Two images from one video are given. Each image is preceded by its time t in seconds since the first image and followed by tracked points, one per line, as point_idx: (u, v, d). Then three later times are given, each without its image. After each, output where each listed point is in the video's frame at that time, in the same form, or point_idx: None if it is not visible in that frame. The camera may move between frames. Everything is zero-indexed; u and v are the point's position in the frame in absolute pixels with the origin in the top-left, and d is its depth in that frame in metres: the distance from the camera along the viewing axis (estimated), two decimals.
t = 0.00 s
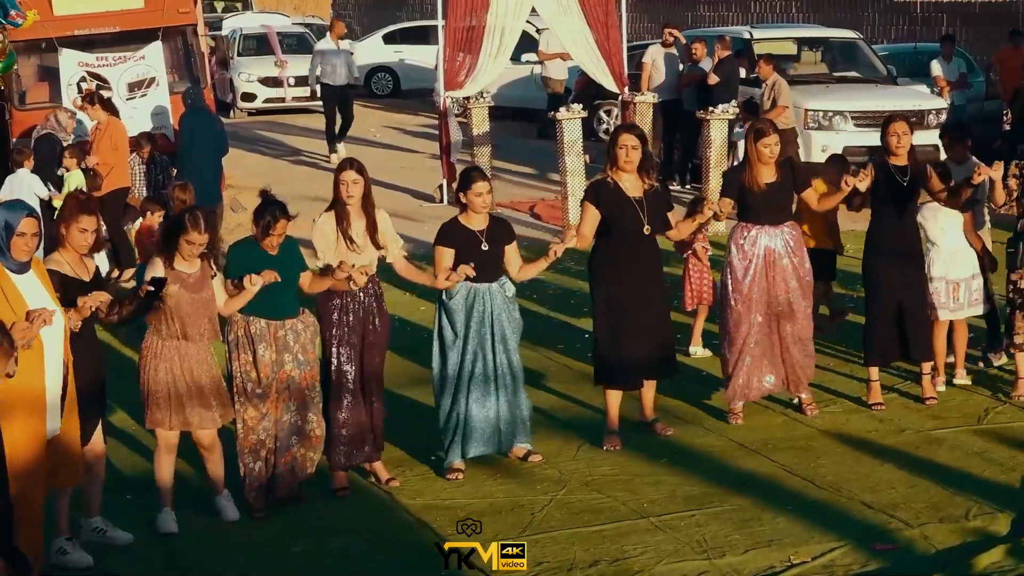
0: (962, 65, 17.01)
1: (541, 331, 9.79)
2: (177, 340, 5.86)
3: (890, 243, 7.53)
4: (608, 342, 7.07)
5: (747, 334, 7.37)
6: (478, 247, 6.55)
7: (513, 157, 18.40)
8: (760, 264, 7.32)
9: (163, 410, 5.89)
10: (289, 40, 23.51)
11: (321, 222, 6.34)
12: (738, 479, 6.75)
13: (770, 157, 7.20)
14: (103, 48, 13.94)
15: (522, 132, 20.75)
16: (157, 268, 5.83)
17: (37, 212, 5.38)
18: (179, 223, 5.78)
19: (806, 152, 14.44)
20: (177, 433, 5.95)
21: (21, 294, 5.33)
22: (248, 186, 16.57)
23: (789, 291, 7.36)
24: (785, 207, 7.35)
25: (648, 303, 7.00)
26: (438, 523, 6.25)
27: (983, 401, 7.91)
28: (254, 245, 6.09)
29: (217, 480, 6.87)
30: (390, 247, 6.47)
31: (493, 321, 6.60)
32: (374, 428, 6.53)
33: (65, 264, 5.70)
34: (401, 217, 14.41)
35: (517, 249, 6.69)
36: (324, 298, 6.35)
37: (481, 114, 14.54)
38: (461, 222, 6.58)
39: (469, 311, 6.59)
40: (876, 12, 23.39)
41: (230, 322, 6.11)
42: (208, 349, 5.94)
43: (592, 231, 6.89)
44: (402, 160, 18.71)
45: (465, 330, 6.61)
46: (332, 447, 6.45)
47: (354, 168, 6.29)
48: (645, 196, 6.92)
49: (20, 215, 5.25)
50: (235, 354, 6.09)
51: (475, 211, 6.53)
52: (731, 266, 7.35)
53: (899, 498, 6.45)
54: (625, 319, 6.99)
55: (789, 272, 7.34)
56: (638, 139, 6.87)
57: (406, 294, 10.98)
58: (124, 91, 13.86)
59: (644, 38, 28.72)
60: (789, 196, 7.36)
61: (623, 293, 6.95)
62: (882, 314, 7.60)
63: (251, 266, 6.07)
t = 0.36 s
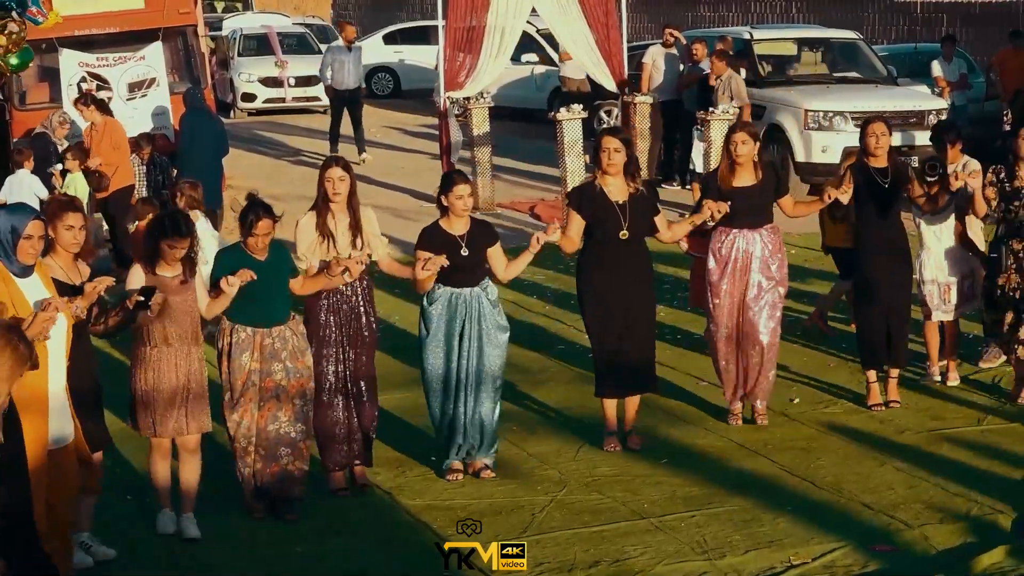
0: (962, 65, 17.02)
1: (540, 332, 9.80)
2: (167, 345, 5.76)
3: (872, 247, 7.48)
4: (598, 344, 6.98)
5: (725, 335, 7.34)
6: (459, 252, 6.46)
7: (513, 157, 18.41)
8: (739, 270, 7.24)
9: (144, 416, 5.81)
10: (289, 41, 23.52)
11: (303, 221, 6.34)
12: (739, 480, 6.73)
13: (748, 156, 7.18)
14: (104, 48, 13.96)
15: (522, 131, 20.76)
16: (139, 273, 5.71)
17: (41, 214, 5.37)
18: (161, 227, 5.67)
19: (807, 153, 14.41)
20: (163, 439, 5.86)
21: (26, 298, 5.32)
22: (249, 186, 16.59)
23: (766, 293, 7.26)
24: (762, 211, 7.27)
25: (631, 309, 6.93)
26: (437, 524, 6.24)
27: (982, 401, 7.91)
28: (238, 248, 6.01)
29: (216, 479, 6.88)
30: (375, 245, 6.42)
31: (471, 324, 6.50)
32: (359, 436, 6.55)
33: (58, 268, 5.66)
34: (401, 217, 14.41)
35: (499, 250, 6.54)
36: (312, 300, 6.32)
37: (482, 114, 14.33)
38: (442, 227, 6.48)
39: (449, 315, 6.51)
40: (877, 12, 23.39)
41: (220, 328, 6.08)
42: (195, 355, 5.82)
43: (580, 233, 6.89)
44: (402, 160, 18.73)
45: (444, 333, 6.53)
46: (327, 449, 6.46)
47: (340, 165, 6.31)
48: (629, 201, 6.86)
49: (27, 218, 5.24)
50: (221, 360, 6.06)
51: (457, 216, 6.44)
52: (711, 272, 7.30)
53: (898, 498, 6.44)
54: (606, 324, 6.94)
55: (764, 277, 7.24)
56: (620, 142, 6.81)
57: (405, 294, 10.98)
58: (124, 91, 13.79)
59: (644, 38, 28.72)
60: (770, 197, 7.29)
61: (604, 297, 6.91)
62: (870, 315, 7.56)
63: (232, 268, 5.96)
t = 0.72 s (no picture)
0: (960, 64, 17.02)
1: (539, 331, 9.80)
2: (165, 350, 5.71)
3: (859, 251, 7.50)
4: (596, 347, 6.95)
5: (721, 335, 7.31)
6: (456, 254, 6.47)
7: (511, 156, 18.41)
8: (734, 272, 7.23)
9: (140, 423, 5.76)
10: (287, 40, 23.52)
11: (298, 224, 6.30)
12: (736, 479, 6.73)
13: (736, 159, 7.12)
14: (101, 47, 13.97)
15: (520, 130, 20.75)
16: (135, 279, 5.76)
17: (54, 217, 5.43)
18: (158, 230, 5.72)
19: (805, 152, 14.39)
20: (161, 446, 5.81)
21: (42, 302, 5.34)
22: (248, 186, 16.59)
23: (762, 293, 7.25)
24: (755, 213, 7.24)
25: (627, 313, 6.92)
26: (435, 523, 6.24)
27: (980, 400, 7.91)
28: (235, 254, 6.01)
29: (215, 479, 6.89)
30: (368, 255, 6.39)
31: (471, 326, 6.47)
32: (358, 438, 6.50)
33: (64, 272, 5.73)
34: (399, 217, 14.41)
35: (491, 257, 6.64)
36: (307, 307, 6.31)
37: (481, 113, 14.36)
38: (437, 231, 6.49)
39: (449, 317, 6.48)
40: (875, 10, 23.38)
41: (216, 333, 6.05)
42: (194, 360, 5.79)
43: (571, 239, 6.94)
44: (401, 159, 18.73)
45: (445, 334, 6.50)
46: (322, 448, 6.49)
47: (335, 170, 6.29)
48: (620, 204, 6.84)
49: (40, 220, 5.31)
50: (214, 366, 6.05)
51: (451, 220, 6.45)
52: (703, 269, 7.29)
53: (896, 497, 6.44)
54: (600, 327, 6.92)
55: (758, 278, 7.24)
56: (613, 144, 6.80)
57: (402, 292, 10.97)
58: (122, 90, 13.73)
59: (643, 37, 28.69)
60: (764, 199, 7.28)
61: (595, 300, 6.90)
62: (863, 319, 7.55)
63: (229, 273, 5.98)
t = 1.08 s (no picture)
0: (960, 64, 17.02)
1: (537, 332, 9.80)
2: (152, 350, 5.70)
3: (848, 251, 7.45)
4: (581, 351, 6.87)
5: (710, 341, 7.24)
6: (437, 254, 6.41)
7: (511, 157, 18.41)
8: (720, 275, 7.18)
9: (130, 425, 5.71)
10: (287, 40, 23.53)
11: (278, 226, 6.25)
12: (734, 479, 6.74)
13: (718, 158, 7.09)
14: (101, 48, 13.98)
15: (520, 130, 20.76)
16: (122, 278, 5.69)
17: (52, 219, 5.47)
18: (142, 232, 5.66)
19: (804, 152, 14.37)
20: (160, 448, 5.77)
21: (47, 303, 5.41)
22: (247, 186, 16.60)
23: (749, 301, 7.24)
24: (734, 216, 7.18)
25: (602, 316, 6.86)
26: (434, 523, 6.24)
27: (980, 401, 7.91)
28: (214, 255, 5.95)
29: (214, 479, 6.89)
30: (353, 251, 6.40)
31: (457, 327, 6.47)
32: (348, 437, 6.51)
33: (59, 271, 5.62)
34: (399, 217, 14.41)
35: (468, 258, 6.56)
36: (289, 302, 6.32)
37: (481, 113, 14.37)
38: (414, 231, 6.43)
39: (434, 318, 6.43)
40: (875, 11, 23.38)
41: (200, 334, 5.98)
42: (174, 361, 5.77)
43: (545, 239, 6.80)
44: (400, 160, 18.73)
45: (432, 335, 6.44)
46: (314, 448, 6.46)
47: (313, 171, 6.21)
48: (597, 206, 6.78)
49: (39, 221, 5.36)
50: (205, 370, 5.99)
51: (428, 220, 6.38)
52: (689, 271, 7.20)
53: (896, 497, 6.45)
54: (574, 329, 6.84)
55: (745, 279, 7.21)
56: (589, 147, 6.71)
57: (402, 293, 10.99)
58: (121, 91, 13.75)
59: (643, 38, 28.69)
60: (743, 202, 7.23)
61: (568, 303, 6.81)
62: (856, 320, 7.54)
63: (213, 274, 5.92)
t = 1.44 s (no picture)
0: (960, 64, 17.03)
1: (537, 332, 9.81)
2: (133, 359, 5.72)
3: (842, 252, 7.44)
4: (564, 354, 6.86)
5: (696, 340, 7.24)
6: (417, 260, 6.38)
7: (511, 157, 18.42)
8: (707, 277, 7.17)
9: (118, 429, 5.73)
10: (287, 40, 23.55)
11: (257, 230, 6.21)
12: (735, 479, 6.74)
13: (703, 158, 7.10)
14: (101, 48, 13.98)
15: (521, 130, 20.78)
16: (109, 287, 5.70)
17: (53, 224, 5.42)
18: (129, 237, 5.72)
19: (802, 152, 14.36)
20: (161, 446, 5.77)
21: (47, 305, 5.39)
22: (248, 185, 16.61)
23: (733, 304, 7.24)
24: (717, 216, 7.20)
25: (580, 321, 6.83)
26: (435, 524, 6.23)
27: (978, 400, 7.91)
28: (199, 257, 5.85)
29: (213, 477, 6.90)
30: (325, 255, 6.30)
31: (437, 330, 6.43)
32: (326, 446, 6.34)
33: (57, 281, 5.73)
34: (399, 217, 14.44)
35: (447, 258, 6.49)
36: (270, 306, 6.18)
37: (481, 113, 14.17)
38: (394, 234, 6.39)
39: (413, 321, 6.39)
40: (875, 11, 23.40)
41: (187, 338, 5.93)
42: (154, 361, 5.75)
43: (527, 243, 6.80)
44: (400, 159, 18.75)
45: (411, 337, 6.40)
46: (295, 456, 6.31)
47: (293, 172, 6.17)
48: (578, 209, 6.81)
49: (41, 226, 5.44)
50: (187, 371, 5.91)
51: (408, 222, 6.35)
52: (674, 277, 7.21)
53: (897, 498, 6.45)
54: (554, 333, 6.82)
55: (731, 282, 7.21)
56: (569, 150, 6.72)
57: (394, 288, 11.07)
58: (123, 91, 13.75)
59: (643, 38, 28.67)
60: (728, 202, 7.24)
61: (547, 305, 6.81)
62: (852, 321, 7.53)
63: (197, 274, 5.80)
